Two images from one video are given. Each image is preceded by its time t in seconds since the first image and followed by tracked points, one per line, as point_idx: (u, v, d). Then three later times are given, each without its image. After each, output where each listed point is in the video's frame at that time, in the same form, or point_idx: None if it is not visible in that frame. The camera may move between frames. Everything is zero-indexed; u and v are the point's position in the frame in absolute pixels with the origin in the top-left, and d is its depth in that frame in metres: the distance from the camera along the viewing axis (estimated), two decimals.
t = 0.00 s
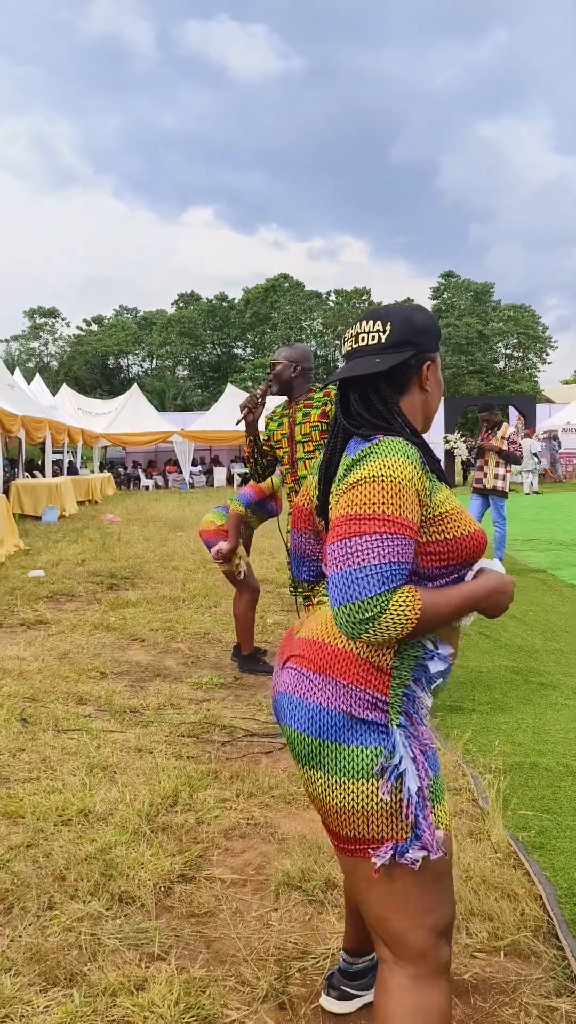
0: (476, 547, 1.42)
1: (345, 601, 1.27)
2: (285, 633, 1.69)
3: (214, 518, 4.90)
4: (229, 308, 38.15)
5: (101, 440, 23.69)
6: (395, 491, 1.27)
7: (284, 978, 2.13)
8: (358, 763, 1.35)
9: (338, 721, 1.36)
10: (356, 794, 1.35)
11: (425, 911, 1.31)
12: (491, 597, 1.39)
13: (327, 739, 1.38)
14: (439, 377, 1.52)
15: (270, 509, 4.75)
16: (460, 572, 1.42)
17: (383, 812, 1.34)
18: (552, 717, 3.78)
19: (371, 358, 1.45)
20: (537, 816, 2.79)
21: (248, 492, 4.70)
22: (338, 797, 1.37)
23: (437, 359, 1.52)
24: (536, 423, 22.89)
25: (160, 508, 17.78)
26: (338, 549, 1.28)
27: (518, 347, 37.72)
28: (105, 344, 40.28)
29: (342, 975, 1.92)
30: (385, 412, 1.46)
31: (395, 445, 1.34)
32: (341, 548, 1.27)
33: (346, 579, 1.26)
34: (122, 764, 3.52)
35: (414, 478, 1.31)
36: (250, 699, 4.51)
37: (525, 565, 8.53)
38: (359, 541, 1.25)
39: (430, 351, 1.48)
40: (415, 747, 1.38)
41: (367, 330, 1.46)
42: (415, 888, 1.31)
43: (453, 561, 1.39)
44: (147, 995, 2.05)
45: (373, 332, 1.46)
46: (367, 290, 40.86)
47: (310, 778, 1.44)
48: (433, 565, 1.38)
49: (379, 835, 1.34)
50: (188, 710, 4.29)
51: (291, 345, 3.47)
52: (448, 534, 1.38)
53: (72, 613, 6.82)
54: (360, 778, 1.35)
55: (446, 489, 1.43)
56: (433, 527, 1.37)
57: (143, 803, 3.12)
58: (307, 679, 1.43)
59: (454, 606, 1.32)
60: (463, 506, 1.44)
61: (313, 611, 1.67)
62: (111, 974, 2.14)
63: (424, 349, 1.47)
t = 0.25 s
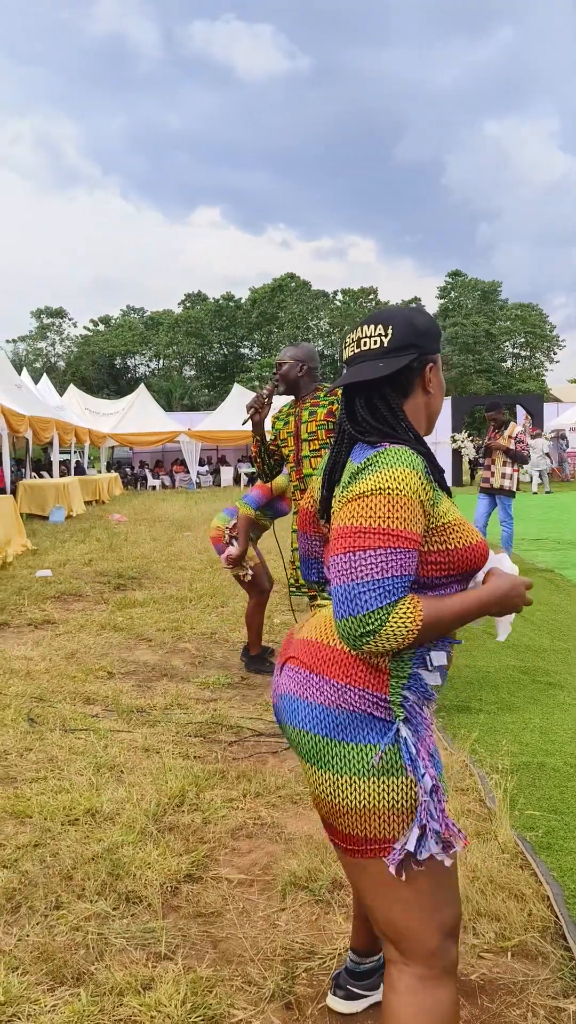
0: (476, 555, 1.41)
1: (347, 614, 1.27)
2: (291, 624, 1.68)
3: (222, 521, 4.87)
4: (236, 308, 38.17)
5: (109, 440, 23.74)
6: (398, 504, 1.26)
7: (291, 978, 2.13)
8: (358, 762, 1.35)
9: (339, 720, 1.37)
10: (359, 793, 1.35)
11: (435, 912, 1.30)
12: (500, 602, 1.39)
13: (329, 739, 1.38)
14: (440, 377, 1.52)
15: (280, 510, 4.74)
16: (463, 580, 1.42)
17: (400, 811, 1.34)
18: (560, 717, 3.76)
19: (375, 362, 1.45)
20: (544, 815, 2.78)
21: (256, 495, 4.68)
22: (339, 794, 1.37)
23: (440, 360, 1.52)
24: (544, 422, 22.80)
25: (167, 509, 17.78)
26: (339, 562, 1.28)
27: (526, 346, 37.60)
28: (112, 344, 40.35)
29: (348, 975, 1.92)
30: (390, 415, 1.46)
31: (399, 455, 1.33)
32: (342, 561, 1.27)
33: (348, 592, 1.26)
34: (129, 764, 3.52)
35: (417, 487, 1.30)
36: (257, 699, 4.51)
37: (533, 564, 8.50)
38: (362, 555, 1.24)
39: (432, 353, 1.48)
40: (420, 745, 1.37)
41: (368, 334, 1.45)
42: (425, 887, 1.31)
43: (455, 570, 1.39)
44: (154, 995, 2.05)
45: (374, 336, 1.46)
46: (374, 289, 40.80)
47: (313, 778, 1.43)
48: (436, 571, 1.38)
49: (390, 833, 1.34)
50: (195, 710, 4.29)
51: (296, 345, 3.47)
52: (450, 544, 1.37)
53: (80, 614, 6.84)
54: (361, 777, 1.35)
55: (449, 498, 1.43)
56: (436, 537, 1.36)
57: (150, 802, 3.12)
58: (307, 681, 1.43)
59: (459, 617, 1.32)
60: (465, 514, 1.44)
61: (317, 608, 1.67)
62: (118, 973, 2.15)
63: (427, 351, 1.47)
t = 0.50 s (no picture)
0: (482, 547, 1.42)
1: (359, 604, 1.25)
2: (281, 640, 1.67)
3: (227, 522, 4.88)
4: (238, 308, 38.15)
5: (111, 440, 23.75)
6: (407, 493, 1.26)
7: (295, 978, 2.13)
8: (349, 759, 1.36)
9: (328, 718, 1.37)
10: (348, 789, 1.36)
11: (426, 908, 1.30)
12: (502, 587, 1.40)
13: (320, 735, 1.39)
14: (444, 375, 1.54)
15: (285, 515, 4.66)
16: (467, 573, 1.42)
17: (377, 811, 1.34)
18: (563, 716, 3.76)
19: (385, 361, 1.44)
20: (548, 815, 2.78)
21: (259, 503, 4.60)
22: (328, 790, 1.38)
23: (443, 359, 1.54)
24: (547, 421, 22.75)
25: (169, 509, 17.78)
26: (349, 553, 1.26)
27: (529, 346, 37.55)
28: (114, 344, 40.37)
29: (351, 975, 1.91)
30: (401, 413, 1.46)
31: (408, 447, 1.33)
32: (352, 552, 1.25)
33: (360, 583, 1.24)
34: (132, 764, 3.52)
35: (425, 475, 1.30)
36: (260, 699, 4.51)
37: (536, 564, 8.49)
38: (373, 543, 1.23)
39: (438, 351, 1.49)
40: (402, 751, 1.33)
41: (377, 332, 1.45)
42: (414, 886, 1.31)
43: (460, 562, 1.39)
44: (158, 995, 2.05)
45: (382, 334, 1.45)
46: (377, 289, 40.76)
47: (304, 771, 1.44)
48: (442, 561, 1.37)
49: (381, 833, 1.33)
50: (198, 710, 4.30)
51: (298, 345, 3.47)
52: (454, 535, 1.38)
53: (83, 614, 6.84)
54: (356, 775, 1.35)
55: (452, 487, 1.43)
56: (441, 528, 1.36)
57: (153, 802, 3.12)
58: (298, 677, 1.44)
59: (466, 604, 1.32)
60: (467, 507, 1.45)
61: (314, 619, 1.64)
62: (122, 973, 2.15)
63: (434, 349, 1.48)
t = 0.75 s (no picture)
0: (479, 552, 1.42)
1: (356, 605, 1.25)
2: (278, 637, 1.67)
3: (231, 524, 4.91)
4: (238, 308, 38.15)
5: (111, 440, 23.75)
6: (404, 494, 1.26)
7: (297, 977, 2.13)
8: (364, 758, 1.35)
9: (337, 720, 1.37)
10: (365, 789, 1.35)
11: (446, 911, 1.31)
12: (499, 603, 1.39)
13: (331, 739, 1.39)
14: (437, 377, 1.54)
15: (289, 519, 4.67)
16: (464, 577, 1.42)
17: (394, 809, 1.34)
18: (563, 716, 3.76)
19: (377, 364, 1.45)
20: (549, 815, 2.78)
21: (262, 511, 4.62)
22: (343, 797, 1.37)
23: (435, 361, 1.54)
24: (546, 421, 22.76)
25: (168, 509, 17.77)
26: (347, 554, 1.26)
27: (528, 346, 37.57)
28: (113, 344, 40.37)
29: (353, 975, 1.92)
30: (394, 416, 1.46)
31: (403, 450, 1.34)
32: (350, 552, 1.26)
33: (358, 583, 1.24)
34: (132, 764, 3.53)
35: (422, 479, 1.30)
36: (260, 699, 4.52)
37: (536, 564, 8.49)
38: (371, 544, 1.24)
39: (431, 354, 1.49)
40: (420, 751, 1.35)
41: (370, 336, 1.45)
42: (432, 890, 1.31)
43: (457, 567, 1.39)
44: (159, 994, 2.05)
45: (375, 338, 1.46)
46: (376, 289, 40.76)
47: (319, 774, 1.44)
48: (439, 567, 1.38)
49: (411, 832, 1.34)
50: (199, 710, 4.30)
51: (298, 345, 3.47)
52: (452, 538, 1.38)
53: (83, 614, 6.84)
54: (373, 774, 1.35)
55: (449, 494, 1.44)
56: (438, 532, 1.37)
57: (154, 802, 3.12)
58: (303, 684, 1.44)
59: (462, 611, 1.32)
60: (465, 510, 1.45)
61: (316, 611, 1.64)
62: (123, 973, 2.15)
63: (426, 352, 1.48)
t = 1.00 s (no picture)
0: (475, 541, 1.42)
1: (355, 593, 1.25)
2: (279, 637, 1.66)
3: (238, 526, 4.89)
4: (238, 308, 38.15)
5: (111, 441, 23.75)
6: (399, 483, 1.26)
7: (297, 979, 2.13)
8: (368, 757, 1.35)
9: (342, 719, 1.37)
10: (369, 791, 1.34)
11: (444, 912, 1.29)
12: (496, 587, 1.39)
13: (337, 740, 1.38)
14: (432, 376, 1.51)
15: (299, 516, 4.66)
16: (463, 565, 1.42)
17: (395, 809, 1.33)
18: (564, 717, 3.75)
19: (362, 362, 1.45)
20: (549, 815, 2.78)
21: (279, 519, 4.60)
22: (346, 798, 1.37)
23: (430, 360, 1.50)
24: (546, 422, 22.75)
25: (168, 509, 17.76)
26: (343, 544, 1.26)
27: (528, 346, 37.57)
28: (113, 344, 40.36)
29: (353, 976, 1.91)
30: (380, 413, 1.45)
31: (396, 442, 1.33)
32: (347, 542, 1.25)
33: (354, 572, 1.24)
34: (132, 765, 3.52)
35: (416, 468, 1.30)
36: (260, 700, 4.51)
37: (536, 564, 8.48)
38: (366, 533, 1.23)
39: (422, 352, 1.46)
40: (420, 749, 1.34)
41: (357, 334, 1.46)
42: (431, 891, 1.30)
43: (455, 555, 1.39)
44: (159, 996, 2.05)
45: (363, 336, 1.46)
46: (376, 289, 40.75)
47: (323, 776, 1.43)
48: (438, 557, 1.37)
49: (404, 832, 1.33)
50: (199, 711, 4.30)
51: (297, 346, 3.47)
52: (448, 526, 1.38)
53: (83, 615, 6.84)
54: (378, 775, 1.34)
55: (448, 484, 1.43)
56: (435, 521, 1.36)
57: (154, 803, 3.12)
58: (308, 685, 1.43)
59: (461, 596, 1.32)
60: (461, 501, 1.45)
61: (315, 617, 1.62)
62: (123, 975, 2.14)
63: (417, 350, 1.45)
